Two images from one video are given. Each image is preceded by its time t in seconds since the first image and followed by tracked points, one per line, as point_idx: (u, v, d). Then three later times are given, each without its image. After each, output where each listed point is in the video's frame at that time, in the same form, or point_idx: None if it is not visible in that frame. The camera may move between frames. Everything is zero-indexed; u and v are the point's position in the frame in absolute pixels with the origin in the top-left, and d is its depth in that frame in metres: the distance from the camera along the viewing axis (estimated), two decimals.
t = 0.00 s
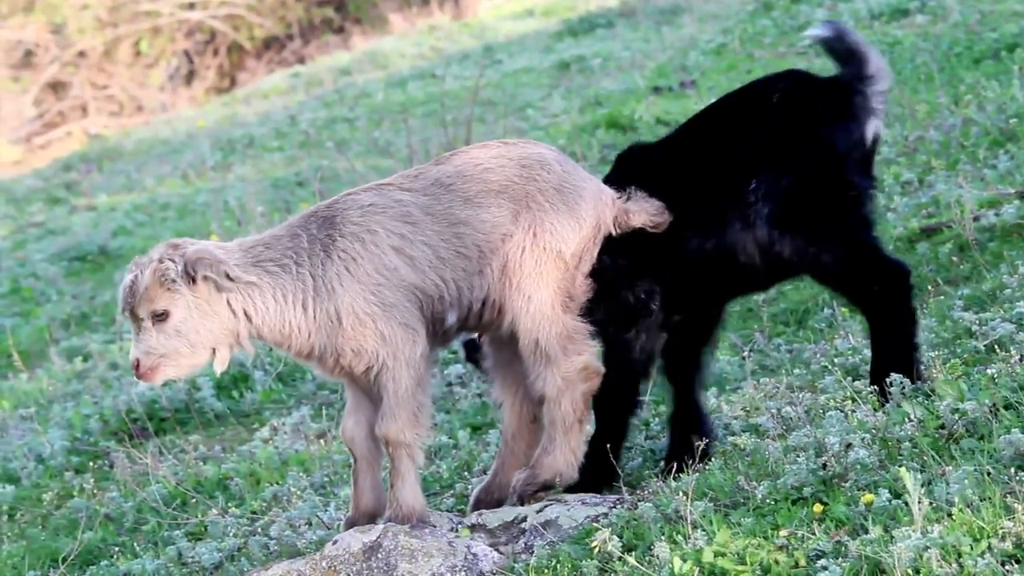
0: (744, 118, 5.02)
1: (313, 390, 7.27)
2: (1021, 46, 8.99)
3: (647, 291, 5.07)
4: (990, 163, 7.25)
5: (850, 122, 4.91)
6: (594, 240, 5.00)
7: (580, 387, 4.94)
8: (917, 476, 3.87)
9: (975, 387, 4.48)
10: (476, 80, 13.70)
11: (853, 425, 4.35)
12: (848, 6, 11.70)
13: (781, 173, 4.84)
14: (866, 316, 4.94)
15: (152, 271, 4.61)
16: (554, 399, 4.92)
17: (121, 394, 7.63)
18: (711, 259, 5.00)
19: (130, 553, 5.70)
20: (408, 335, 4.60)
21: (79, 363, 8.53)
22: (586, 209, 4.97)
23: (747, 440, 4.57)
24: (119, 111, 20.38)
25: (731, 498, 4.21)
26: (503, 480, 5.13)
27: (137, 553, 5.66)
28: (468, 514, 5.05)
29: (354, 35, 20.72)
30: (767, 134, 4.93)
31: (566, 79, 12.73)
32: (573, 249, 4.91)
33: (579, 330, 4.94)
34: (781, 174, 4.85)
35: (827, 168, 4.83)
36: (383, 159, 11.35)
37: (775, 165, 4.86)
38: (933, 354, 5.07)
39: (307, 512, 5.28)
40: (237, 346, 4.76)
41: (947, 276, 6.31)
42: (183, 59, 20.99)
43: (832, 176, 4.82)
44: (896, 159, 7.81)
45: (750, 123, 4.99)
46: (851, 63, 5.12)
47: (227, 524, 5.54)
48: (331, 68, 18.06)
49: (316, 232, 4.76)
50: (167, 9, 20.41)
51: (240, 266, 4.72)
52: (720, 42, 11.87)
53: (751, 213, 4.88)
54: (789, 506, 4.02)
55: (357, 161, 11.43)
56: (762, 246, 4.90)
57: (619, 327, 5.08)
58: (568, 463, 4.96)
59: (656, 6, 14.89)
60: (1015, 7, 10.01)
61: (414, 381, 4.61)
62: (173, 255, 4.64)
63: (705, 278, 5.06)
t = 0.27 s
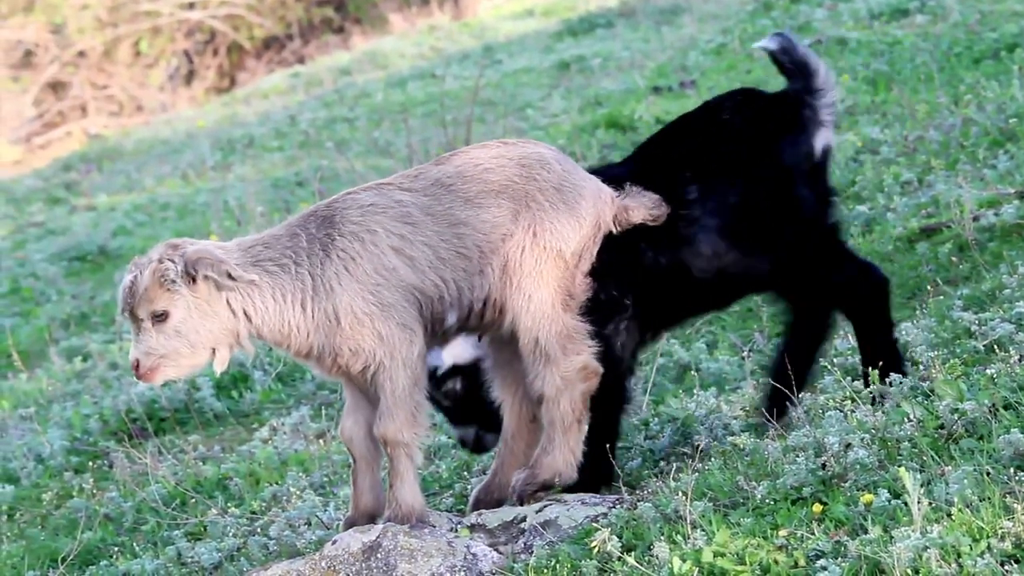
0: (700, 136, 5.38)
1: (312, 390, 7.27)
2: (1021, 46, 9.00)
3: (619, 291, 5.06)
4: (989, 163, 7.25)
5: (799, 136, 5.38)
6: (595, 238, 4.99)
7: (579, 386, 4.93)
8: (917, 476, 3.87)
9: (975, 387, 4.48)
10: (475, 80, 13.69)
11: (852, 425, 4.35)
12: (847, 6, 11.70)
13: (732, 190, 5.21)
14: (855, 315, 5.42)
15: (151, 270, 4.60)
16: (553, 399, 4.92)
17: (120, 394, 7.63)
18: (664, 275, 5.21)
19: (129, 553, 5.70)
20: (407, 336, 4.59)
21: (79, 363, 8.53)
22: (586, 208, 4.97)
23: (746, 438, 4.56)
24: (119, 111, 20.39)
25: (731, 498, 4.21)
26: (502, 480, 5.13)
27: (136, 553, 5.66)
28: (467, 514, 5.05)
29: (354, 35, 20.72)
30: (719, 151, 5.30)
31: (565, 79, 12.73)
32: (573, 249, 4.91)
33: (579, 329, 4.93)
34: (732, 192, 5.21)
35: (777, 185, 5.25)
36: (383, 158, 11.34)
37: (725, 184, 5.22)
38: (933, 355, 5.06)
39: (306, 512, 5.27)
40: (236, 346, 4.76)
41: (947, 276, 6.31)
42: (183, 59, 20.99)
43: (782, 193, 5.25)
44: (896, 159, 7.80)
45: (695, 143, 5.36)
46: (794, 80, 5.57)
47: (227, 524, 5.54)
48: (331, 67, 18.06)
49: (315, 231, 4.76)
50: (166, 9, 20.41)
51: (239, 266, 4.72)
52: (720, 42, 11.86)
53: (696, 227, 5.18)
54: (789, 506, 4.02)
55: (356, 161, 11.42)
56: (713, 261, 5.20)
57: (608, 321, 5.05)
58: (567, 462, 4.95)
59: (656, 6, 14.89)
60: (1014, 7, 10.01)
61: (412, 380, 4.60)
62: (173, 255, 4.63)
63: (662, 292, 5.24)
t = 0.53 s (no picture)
0: (656, 137, 5.49)
1: (312, 390, 7.27)
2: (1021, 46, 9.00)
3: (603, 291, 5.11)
4: (989, 163, 7.25)
5: (753, 142, 5.49)
6: (594, 237, 4.99)
7: (579, 385, 4.93)
8: (916, 476, 3.87)
9: (975, 387, 4.48)
10: (475, 80, 13.69)
11: (852, 425, 4.34)
12: (847, 6, 11.70)
13: (682, 191, 5.29)
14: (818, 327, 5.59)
15: (150, 270, 4.62)
16: (553, 399, 4.91)
17: (120, 394, 7.63)
18: (628, 275, 5.20)
19: (129, 553, 5.70)
20: (407, 336, 4.60)
21: (79, 363, 8.53)
22: (587, 207, 4.97)
23: (746, 438, 4.55)
24: (119, 111, 20.39)
25: (731, 498, 4.21)
26: (502, 480, 5.13)
27: (136, 553, 5.66)
28: (467, 513, 5.04)
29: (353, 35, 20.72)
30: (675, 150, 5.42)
31: (565, 79, 12.73)
32: (573, 249, 4.91)
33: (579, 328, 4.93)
34: (684, 192, 5.29)
35: (727, 186, 5.33)
36: (382, 158, 11.33)
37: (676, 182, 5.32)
38: (932, 354, 5.06)
39: (306, 512, 5.27)
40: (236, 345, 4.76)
41: (946, 276, 6.31)
42: (182, 59, 20.99)
43: (733, 194, 5.32)
44: (895, 159, 7.80)
45: (650, 144, 5.48)
46: (751, 88, 5.72)
47: (227, 524, 5.54)
48: (331, 67, 18.06)
49: (314, 230, 4.76)
50: (166, 9, 20.41)
51: (239, 266, 4.72)
52: (719, 42, 11.87)
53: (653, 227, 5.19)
54: (788, 506, 4.02)
55: (356, 161, 11.42)
56: (671, 262, 5.23)
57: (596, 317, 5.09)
58: (568, 462, 4.93)
59: (656, 6, 14.89)
60: (1014, 7, 10.02)
61: (412, 381, 4.60)
62: (171, 254, 4.64)
63: (624, 292, 5.25)
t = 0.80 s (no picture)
0: (687, 129, 5.42)
1: (311, 389, 7.26)
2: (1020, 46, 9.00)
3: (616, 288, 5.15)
4: (988, 163, 7.25)
5: (779, 147, 5.54)
6: (596, 236, 5.00)
7: (580, 385, 4.93)
8: (916, 476, 3.87)
9: (975, 387, 4.48)
10: (474, 80, 13.68)
11: (852, 425, 4.34)
12: (846, 6, 11.69)
13: (716, 184, 5.29)
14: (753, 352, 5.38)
15: (151, 270, 4.63)
16: (553, 399, 4.91)
17: (119, 394, 7.63)
18: (657, 263, 5.23)
19: (128, 553, 5.70)
20: (407, 336, 4.59)
21: (78, 363, 8.52)
22: (589, 207, 4.97)
23: (745, 439, 4.55)
24: (119, 111, 20.38)
25: (730, 498, 4.21)
26: (501, 480, 5.13)
27: (135, 553, 5.66)
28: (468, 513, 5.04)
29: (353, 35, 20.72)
30: (707, 144, 5.37)
31: (565, 79, 12.72)
32: (575, 250, 4.91)
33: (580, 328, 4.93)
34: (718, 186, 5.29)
35: (751, 186, 5.35)
36: (382, 158, 11.32)
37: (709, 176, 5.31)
38: (932, 354, 5.06)
39: (306, 512, 5.27)
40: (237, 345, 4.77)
41: (946, 276, 6.31)
42: (182, 59, 20.99)
43: (754, 196, 5.35)
44: (895, 159, 7.80)
45: (678, 135, 5.43)
46: (782, 95, 5.74)
47: (227, 524, 5.54)
48: (330, 67, 18.06)
49: (316, 230, 4.76)
50: (166, 9, 20.41)
51: (240, 266, 4.73)
52: (719, 41, 11.86)
53: (685, 215, 5.23)
54: (788, 506, 4.02)
55: (356, 161, 11.41)
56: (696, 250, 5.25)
57: (603, 315, 5.11)
58: (567, 463, 4.93)
59: (655, 6, 14.89)
60: (1013, 7, 10.02)
61: (412, 381, 4.60)
62: (173, 254, 4.65)
63: (652, 281, 5.26)
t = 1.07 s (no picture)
0: (719, 124, 5.40)
1: (310, 389, 7.26)
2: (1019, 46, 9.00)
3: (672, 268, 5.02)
4: (988, 163, 7.25)
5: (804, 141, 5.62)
6: (597, 235, 4.95)
7: (579, 386, 4.93)
8: (915, 476, 3.87)
9: (974, 387, 4.48)
10: (474, 80, 13.69)
11: (851, 425, 4.34)
12: (845, 6, 11.70)
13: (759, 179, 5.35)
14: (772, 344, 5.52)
15: (151, 270, 4.63)
16: (552, 399, 4.92)
17: (119, 394, 7.63)
18: (703, 254, 5.21)
19: (128, 553, 5.70)
20: (408, 336, 4.60)
21: (78, 363, 8.52)
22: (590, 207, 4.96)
23: (745, 440, 4.56)
24: (118, 111, 20.37)
25: (730, 497, 4.21)
26: (500, 480, 5.13)
27: (134, 553, 5.66)
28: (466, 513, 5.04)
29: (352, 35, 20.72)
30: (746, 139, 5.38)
31: (564, 79, 12.73)
32: (576, 249, 4.91)
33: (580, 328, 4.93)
34: (762, 181, 5.36)
35: (786, 182, 5.45)
36: (381, 158, 11.32)
37: (754, 171, 5.35)
38: (931, 354, 5.06)
39: (305, 513, 5.27)
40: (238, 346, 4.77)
41: (945, 276, 6.31)
42: (181, 59, 20.99)
43: (788, 192, 5.45)
44: (894, 159, 7.80)
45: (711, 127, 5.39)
46: (803, 86, 5.77)
47: (226, 524, 5.54)
48: (329, 67, 18.06)
49: (317, 230, 4.76)
50: (165, 9, 20.42)
51: (240, 266, 4.73)
52: (718, 41, 11.87)
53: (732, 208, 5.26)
54: (787, 506, 4.02)
55: (355, 161, 11.41)
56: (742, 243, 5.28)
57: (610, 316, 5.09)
58: (566, 463, 4.94)
59: (654, 6, 14.89)
60: (1012, 7, 10.04)
61: (412, 381, 4.61)
62: (173, 255, 4.65)
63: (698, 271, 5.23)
